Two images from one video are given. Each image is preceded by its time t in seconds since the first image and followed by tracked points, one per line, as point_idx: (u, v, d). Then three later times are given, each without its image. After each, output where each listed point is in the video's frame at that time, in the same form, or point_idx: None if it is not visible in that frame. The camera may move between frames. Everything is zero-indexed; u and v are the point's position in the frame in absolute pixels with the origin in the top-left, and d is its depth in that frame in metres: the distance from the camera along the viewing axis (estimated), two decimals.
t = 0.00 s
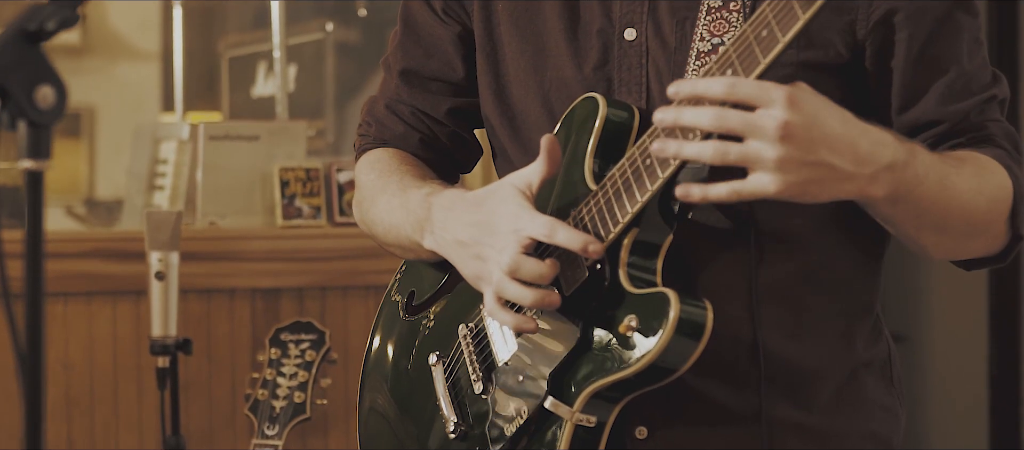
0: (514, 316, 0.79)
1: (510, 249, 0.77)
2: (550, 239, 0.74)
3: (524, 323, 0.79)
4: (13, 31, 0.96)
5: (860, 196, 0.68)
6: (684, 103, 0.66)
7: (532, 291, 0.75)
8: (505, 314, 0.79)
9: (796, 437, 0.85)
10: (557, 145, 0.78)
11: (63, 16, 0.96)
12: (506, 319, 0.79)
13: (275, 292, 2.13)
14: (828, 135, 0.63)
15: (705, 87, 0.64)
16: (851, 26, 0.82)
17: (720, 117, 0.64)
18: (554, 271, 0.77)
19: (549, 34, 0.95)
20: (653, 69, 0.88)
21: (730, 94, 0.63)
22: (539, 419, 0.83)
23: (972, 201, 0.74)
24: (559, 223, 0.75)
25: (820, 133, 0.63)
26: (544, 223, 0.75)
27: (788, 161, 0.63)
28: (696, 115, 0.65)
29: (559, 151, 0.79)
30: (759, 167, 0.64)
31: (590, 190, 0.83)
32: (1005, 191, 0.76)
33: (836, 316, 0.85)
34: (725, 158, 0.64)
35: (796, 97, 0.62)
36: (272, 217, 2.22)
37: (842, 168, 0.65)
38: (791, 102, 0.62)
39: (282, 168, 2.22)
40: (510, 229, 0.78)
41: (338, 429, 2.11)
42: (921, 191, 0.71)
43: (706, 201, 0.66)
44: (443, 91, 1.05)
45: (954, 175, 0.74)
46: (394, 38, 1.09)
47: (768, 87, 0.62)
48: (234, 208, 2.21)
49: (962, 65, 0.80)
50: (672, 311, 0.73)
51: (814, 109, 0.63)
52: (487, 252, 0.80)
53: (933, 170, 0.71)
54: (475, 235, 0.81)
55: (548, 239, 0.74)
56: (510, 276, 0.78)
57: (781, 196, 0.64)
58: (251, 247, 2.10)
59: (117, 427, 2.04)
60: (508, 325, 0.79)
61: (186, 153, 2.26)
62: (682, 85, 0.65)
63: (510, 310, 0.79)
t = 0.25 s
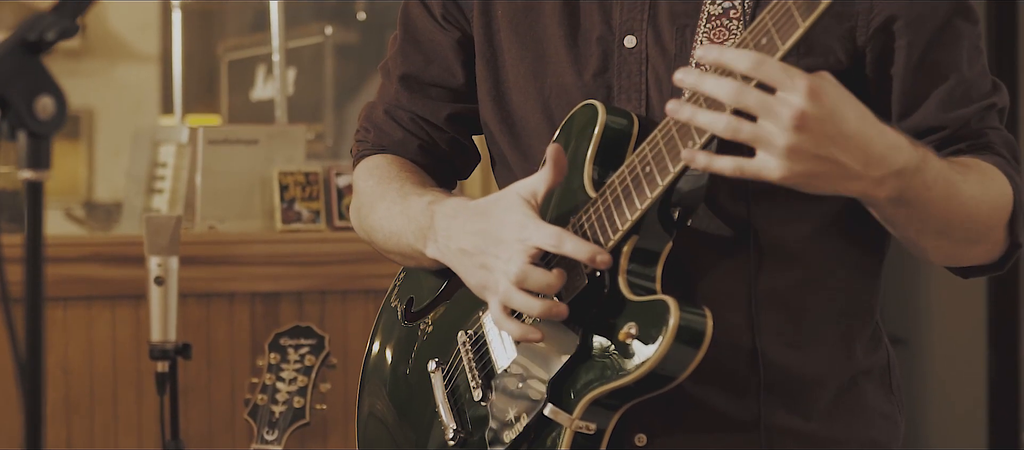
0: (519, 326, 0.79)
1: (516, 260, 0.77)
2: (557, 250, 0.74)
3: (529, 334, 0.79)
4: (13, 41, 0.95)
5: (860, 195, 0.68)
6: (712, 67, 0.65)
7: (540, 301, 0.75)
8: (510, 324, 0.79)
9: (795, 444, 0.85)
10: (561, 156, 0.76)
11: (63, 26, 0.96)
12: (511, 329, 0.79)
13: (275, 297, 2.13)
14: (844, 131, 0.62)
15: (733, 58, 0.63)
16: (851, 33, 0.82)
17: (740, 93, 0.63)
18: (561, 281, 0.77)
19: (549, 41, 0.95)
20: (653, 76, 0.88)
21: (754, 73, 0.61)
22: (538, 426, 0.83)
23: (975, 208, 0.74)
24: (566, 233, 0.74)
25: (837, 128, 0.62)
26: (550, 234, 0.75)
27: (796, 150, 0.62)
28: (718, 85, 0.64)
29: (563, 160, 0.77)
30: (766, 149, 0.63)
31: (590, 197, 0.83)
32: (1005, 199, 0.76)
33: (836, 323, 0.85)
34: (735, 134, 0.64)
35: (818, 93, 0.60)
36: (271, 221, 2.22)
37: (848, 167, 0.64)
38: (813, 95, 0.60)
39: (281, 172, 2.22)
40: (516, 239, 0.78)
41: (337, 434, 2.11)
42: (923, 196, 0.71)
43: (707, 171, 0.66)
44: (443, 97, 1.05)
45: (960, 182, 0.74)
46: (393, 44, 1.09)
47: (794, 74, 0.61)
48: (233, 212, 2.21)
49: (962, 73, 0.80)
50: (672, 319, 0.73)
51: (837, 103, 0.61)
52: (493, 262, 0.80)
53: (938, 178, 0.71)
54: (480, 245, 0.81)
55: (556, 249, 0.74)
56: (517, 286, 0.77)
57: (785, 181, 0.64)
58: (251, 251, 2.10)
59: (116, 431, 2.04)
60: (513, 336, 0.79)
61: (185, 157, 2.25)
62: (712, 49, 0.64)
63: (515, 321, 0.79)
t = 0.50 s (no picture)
0: (529, 337, 0.79)
1: (524, 270, 0.78)
2: (565, 259, 0.74)
3: (540, 344, 0.79)
4: (12, 52, 0.95)
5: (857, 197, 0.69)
6: (733, 47, 0.65)
7: (548, 311, 0.76)
8: (519, 334, 0.80)
9: None
10: (564, 162, 0.77)
11: (62, 37, 0.96)
12: (520, 340, 0.79)
13: (274, 301, 2.14)
14: (854, 131, 0.62)
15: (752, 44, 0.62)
16: (851, 40, 0.82)
17: (753, 80, 0.63)
18: (569, 290, 0.77)
19: (549, 48, 0.96)
20: (653, 83, 0.88)
21: (770, 63, 0.61)
22: (537, 433, 0.83)
23: (976, 215, 0.75)
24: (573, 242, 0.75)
25: (847, 127, 0.62)
26: (558, 243, 0.75)
27: (798, 143, 0.63)
28: (733, 68, 0.64)
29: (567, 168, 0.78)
30: (770, 137, 0.64)
31: (590, 204, 0.83)
32: (1004, 208, 0.77)
33: (835, 330, 0.85)
34: (742, 118, 0.64)
35: (829, 94, 0.61)
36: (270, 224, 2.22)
37: (849, 169, 0.65)
38: (823, 95, 0.61)
39: (281, 176, 2.22)
40: (522, 249, 0.78)
41: (336, 438, 2.12)
42: (923, 204, 0.71)
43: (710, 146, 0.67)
44: (443, 103, 1.05)
45: (962, 191, 0.74)
46: (393, 49, 1.09)
47: (810, 69, 0.61)
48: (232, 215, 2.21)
49: (962, 81, 0.79)
50: (672, 326, 0.73)
51: (850, 103, 0.61)
52: (499, 272, 0.80)
53: (938, 188, 0.71)
54: (486, 255, 0.81)
55: (564, 259, 0.74)
56: (526, 295, 0.78)
57: (785, 169, 0.65)
58: (250, 254, 2.10)
59: (116, 436, 2.05)
60: (522, 347, 0.80)
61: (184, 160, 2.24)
62: (735, 34, 0.64)
63: (525, 331, 0.79)
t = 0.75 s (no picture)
0: (539, 349, 0.79)
1: (532, 282, 0.77)
2: (572, 272, 0.74)
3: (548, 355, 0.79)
4: (12, 61, 0.96)
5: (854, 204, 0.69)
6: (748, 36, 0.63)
7: (558, 324, 0.76)
8: (529, 346, 0.79)
9: None
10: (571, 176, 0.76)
11: (64, 47, 0.97)
12: (531, 352, 0.79)
13: (273, 305, 2.14)
14: (860, 135, 0.62)
15: (768, 37, 0.61)
16: (850, 47, 0.83)
17: (764, 73, 0.62)
18: (577, 301, 0.77)
19: (549, 55, 0.96)
20: (653, 91, 0.88)
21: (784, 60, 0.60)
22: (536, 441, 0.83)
23: (973, 223, 0.75)
24: (581, 253, 0.74)
25: (854, 132, 0.62)
26: (565, 255, 0.75)
27: (799, 141, 0.62)
28: (745, 58, 0.63)
29: (574, 180, 0.76)
30: (771, 130, 0.63)
31: (590, 211, 0.83)
32: (999, 217, 0.77)
33: (835, 338, 0.85)
34: (746, 109, 0.63)
35: (837, 98, 0.60)
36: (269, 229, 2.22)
37: (844, 174, 0.65)
38: (831, 98, 0.60)
39: (280, 180, 2.22)
40: (529, 260, 0.77)
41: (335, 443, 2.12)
42: (920, 213, 0.71)
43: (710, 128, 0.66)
44: (445, 110, 1.05)
45: (960, 200, 0.74)
46: (394, 56, 1.09)
47: (824, 73, 0.60)
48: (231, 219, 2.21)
49: (961, 90, 0.80)
50: (670, 333, 0.73)
51: (860, 108, 0.61)
52: (507, 284, 0.80)
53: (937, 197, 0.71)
54: (494, 267, 0.81)
55: (572, 270, 0.74)
56: (534, 308, 0.78)
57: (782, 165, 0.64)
58: (250, 258, 2.10)
59: (115, 440, 2.05)
60: (532, 359, 0.79)
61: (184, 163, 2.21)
62: (754, 25, 0.62)
63: (535, 343, 0.79)
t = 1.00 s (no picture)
0: (549, 361, 0.79)
1: (543, 294, 0.78)
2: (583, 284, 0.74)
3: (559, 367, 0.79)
4: (13, 72, 0.96)
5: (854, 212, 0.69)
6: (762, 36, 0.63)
7: (568, 337, 0.76)
8: (538, 358, 0.79)
9: None
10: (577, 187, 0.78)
11: (64, 58, 0.97)
12: (541, 365, 0.79)
13: (273, 310, 2.14)
14: (864, 143, 0.62)
15: (782, 39, 0.61)
16: (850, 56, 0.83)
17: (774, 74, 0.62)
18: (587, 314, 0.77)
19: (549, 62, 0.96)
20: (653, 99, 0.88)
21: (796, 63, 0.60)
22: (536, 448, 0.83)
23: (971, 234, 0.75)
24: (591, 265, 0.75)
25: (859, 139, 0.62)
26: (576, 267, 0.75)
27: (804, 144, 0.62)
28: (756, 58, 0.63)
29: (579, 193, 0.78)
30: (776, 132, 0.63)
31: (589, 219, 0.83)
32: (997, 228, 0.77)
33: (834, 346, 0.85)
34: (754, 108, 0.63)
35: (846, 106, 0.60)
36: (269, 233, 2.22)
37: (842, 182, 0.65)
38: (840, 103, 0.60)
39: (279, 184, 2.23)
40: (540, 272, 0.78)
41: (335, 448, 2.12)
42: (920, 222, 0.71)
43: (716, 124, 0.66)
44: (446, 117, 1.05)
45: (959, 212, 0.74)
46: (395, 62, 1.09)
47: (833, 78, 0.60)
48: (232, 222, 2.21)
49: (960, 99, 0.80)
50: (668, 340, 0.73)
51: (866, 115, 0.61)
52: (517, 296, 0.80)
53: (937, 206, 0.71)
54: (503, 279, 0.81)
55: (583, 282, 0.74)
56: (544, 320, 0.78)
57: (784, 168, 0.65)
58: (249, 263, 2.11)
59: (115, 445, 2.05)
60: (542, 371, 0.79)
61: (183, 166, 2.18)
62: (768, 24, 0.62)
63: (545, 355, 0.79)
